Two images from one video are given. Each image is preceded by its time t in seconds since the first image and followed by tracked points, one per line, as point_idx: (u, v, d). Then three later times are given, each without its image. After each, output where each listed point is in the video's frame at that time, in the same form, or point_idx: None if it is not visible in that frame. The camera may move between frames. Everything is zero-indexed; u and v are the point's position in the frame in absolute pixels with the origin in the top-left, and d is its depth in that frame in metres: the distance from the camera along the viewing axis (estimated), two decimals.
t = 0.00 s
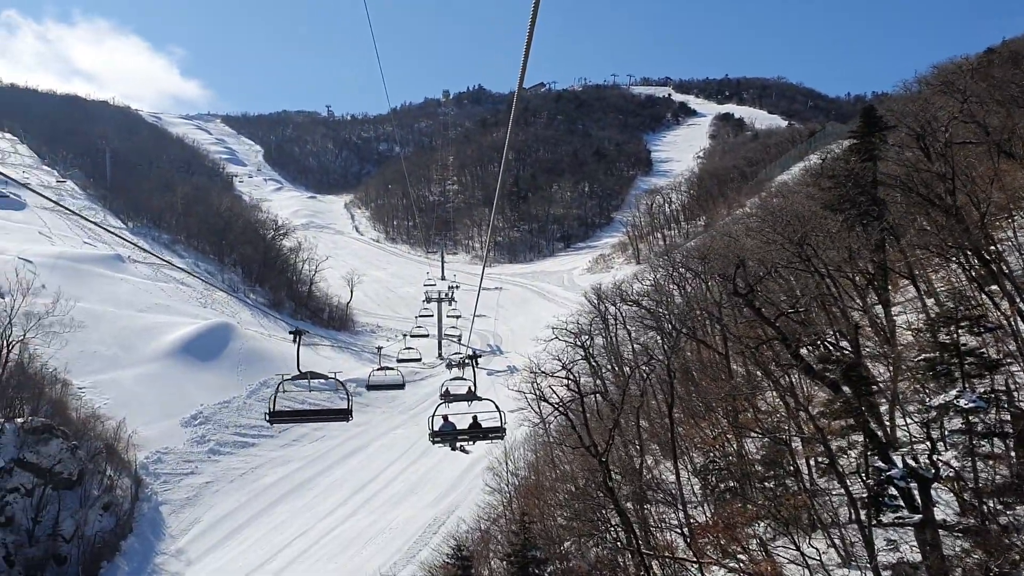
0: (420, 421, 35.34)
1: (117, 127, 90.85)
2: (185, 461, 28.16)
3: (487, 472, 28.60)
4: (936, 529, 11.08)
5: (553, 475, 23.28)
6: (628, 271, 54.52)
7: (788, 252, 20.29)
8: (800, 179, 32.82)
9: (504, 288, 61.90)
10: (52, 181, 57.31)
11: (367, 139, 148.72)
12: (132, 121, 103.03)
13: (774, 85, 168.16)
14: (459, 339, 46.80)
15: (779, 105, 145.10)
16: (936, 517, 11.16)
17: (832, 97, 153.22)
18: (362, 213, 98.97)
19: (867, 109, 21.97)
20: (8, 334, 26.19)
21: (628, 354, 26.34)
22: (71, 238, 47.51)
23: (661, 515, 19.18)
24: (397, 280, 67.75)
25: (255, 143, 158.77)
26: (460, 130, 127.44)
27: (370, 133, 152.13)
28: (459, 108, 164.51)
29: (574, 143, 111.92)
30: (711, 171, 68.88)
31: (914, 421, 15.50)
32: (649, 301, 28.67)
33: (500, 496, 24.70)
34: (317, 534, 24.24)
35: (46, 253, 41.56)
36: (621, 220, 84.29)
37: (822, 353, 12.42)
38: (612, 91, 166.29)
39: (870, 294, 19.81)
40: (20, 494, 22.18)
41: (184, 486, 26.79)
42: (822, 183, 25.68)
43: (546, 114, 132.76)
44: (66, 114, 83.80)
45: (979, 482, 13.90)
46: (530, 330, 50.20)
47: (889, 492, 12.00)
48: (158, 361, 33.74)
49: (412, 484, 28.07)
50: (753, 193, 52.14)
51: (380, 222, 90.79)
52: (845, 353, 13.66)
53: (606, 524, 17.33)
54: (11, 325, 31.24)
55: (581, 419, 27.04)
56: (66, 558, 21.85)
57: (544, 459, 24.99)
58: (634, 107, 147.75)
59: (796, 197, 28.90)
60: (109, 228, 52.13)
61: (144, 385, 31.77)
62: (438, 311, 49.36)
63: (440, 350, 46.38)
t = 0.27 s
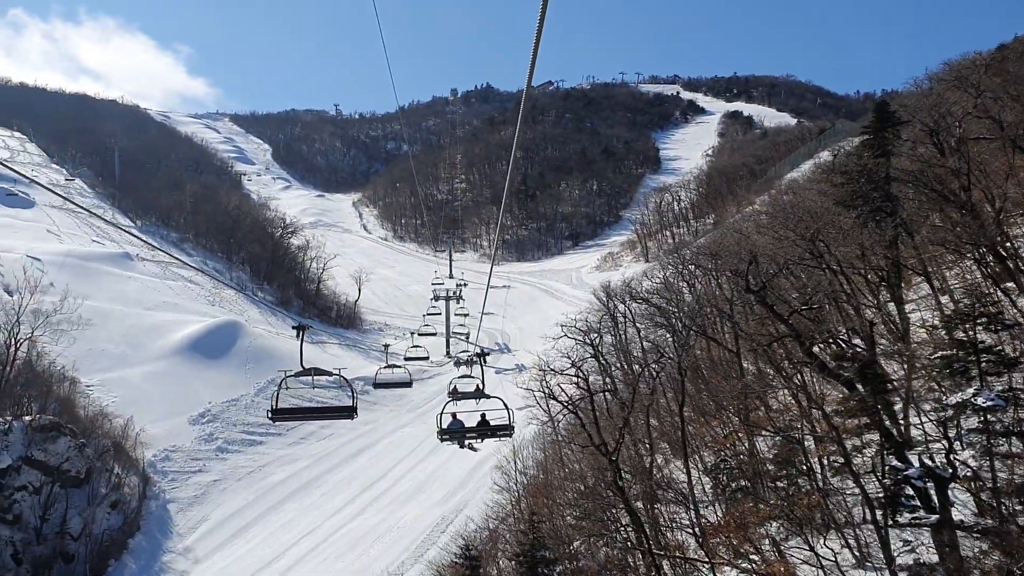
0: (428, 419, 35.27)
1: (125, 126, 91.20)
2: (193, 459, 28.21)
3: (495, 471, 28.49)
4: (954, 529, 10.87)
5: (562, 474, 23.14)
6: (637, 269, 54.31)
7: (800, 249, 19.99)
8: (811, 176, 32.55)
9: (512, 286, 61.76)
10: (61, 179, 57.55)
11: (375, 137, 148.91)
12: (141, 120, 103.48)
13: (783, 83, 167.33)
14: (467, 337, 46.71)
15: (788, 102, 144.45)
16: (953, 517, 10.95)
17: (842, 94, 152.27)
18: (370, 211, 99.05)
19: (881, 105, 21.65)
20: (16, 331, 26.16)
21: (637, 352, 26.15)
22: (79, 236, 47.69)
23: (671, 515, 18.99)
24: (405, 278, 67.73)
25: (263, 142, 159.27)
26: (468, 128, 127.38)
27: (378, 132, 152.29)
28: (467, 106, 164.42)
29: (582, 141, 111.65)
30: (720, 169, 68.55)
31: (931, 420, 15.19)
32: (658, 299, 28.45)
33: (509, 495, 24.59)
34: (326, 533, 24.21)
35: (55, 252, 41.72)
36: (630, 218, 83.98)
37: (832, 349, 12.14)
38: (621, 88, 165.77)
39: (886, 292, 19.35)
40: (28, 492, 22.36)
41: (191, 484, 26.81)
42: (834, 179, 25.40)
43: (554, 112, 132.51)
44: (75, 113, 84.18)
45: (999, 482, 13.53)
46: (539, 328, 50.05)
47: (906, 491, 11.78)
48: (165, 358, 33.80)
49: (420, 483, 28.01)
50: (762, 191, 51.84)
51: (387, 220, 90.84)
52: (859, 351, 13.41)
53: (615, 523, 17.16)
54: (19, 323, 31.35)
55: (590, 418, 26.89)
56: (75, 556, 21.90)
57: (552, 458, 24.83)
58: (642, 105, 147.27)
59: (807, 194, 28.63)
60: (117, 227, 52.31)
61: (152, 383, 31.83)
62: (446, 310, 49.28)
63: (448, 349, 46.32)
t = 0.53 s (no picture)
0: (433, 417, 35.19)
1: (130, 124, 91.30)
2: (198, 457, 28.20)
3: (500, 470, 28.38)
4: (967, 529, 10.66)
5: (567, 473, 23.03)
6: (643, 267, 54.13)
7: (808, 246, 19.78)
8: (819, 173, 32.33)
9: (518, 284, 61.64)
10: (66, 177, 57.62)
11: (380, 136, 148.93)
12: (146, 118, 103.60)
13: (788, 81, 166.78)
14: (473, 335, 46.63)
15: (794, 100, 144.03)
16: (966, 517, 10.74)
17: (848, 93, 151.78)
18: (375, 210, 99.06)
19: (891, 99, 21.32)
20: (20, 329, 26.09)
21: (643, 350, 25.97)
22: (84, 234, 47.75)
23: (678, 514, 18.83)
24: (410, 276, 67.66)
25: (268, 140, 159.44)
26: (473, 127, 127.31)
27: (383, 130, 152.27)
28: (471, 104, 164.30)
29: (587, 139, 111.45)
30: (727, 167, 68.25)
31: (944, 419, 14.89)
32: (665, 296, 28.26)
33: (514, 494, 24.47)
34: (328, 532, 24.08)
35: (59, 249, 41.75)
36: (635, 216, 83.77)
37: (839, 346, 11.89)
38: (626, 86, 165.48)
39: (896, 288, 19.09)
40: (32, 489, 22.37)
41: (195, 482, 26.80)
42: (844, 174, 25.12)
43: (559, 110, 132.29)
44: (81, 111, 84.35)
45: (1014, 481, 13.25)
46: (544, 327, 49.94)
47: (919, 490, 11.52)
48: (170, 356, 33.80)
49: (425, 481, 27.94)
50: (769, 188, 51.61)
51: (392, 218, 90.81)
52: (869, 348, 13.19)
53: (622, 523, 17.03)
54: (23, 321, 31.38)
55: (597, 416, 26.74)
56: (78, 555, 21.90)
57: (557, 457, 24.69)
58: (647, 103, 146.92)
59: (815, 190, 28.42)
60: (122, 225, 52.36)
61: (156, 380, 31.84)
62: (451, 307, 49.19)
63: (453, 347, 46.23)
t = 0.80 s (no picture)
0: (436, 416, 35.10)
1: (133, 122, 91.37)
2: (200, 455, 28.15)
3: (503, 468, 28.27)
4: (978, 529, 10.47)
5: (571, 472, 22.91)
6: (646, 265, 53.95)
7: (815, 243, 19.60)
8: (825, 170, 32.12)
9: (521, 283, 61.52)
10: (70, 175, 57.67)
11: (384, 134, 148.86)
12: (149, 116, 103.71)
13: (793, 79, 166.27)
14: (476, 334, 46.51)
15: (798, 99, 143.59)
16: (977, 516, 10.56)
17: (852, 91, 151.27)
18: (379, 208, 99.01)
19: (899, 94, 21.02)
20: (22, 327, 26.07)
21: (647, 348, 25.82)
22: (86, 232, 47.77)
23: (684, 513, 18.69)
24: (413, 274, 67.59)
25: (272, 138, 159.49)
26: (476, 125, 127.18)
27: (386, 129, 152.21)
28: (475, 102, 164.14)
29: (591, 137, 111.25)
30: (731, 165, 68.01)
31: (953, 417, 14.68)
32: (670, 293, 28.09)
33: (517, 492, 24.35)
34: (330, 531, 24.00)
35: (62, 247, 41.75)
36: (639, 214, 83.55)
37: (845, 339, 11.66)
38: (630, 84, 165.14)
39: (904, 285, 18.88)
40: (33, 488, 22.37)
41: (197, 480, 26.77)
42: (852, 171, 24.88)
43: (563, 108, 132.07)
44: (85, 109, 84.44)
45: None
46: (547, 325, 49.81)
47: (929, 489, 11.32)
48: (172, 354, 33.78)
49: (428, 480, 27.85)
50: (773, 186, 51.39)
51: (396, 216, 90.74)
52: (877, 346, 12.99)
53: (627, 521, 16.92)
54: (25, 319, 31.38)
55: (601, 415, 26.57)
56: (80, 553, 21.93)
57: (561, 455, 24.57)
58: (651, 101, 146.62)
59: (821, 187, 28.24)
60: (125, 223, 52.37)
61: (159, 378, 31.82)
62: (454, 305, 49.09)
63: (456, 345, 46.13)
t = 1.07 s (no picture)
0: (439, 413, 35.02)
1: (135, 119, 91.32)
2: (203, 453, 28.12)
3: (506, 466, 28.20)
4: (989, 527, 10.31)
5: (575, 470, 22.80)
6: (649, 262, 53.83)
7: (820, 240, 19.44)
8: (829, 166, 31.98)
9: (524, 280, 61.41)
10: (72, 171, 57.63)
11: (386, 131, 148.77)
12: (151, 113, 103.69)
13: (796, 76, 165.88)
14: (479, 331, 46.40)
15: (802, 95, 143.27)
16: (989, 515, 10.38)
17: (855, 87, 150.87)
18: (381, 205, 98.94)
19: (905, 89, 20.84)
20: (23, 325, 25.87)
21: (651, 345, 25.71)
22: (88, 229, 47.73)
23: (689, 511, 18.59)
24: (416, 272, 67.51)
25: (274, 135, 159.42)
26: (479, 122, 127.09)
27: (389, 126, 152.09)
28: (477, 99, 163.98)
29: (593, 134, 111.08)
30: (734, 162, 67.84)
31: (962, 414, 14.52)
32: (674, 290, 27.96)
33: (521, 490, 24.27)
34: (333, 529, 23.96)
35: (63, 244, 41.69)
36: (642, 211, 83.40)
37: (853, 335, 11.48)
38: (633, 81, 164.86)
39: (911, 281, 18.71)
40: (34, 485, 22.28)
41: (199, 478, 26.74)
42: (858, 166, 24.70)
43: (565, 105, 131.75)
44: (86, 107, 84.42)
45: None
46: (550, 322, 49.71)
47: (940, 487, 11.14)
48: (174, 351, 33.76)
49: (431, 477, 27.80)
50: (777, 183, 51.23)
51: (398, 214, 90.68)
52: (883, 343, 12.87)
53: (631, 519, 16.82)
54: (26, 315, 31.35)
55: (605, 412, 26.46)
56: (81, 551, 21.95)
57: (564, 454, 24.47)
58: (654, 98, 146.36)
59: (825, 183, 28.09)
60: (127, 220, 52.33)
61: (160, 375, 31.81)
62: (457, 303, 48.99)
63: (459, 342, 46.05)
